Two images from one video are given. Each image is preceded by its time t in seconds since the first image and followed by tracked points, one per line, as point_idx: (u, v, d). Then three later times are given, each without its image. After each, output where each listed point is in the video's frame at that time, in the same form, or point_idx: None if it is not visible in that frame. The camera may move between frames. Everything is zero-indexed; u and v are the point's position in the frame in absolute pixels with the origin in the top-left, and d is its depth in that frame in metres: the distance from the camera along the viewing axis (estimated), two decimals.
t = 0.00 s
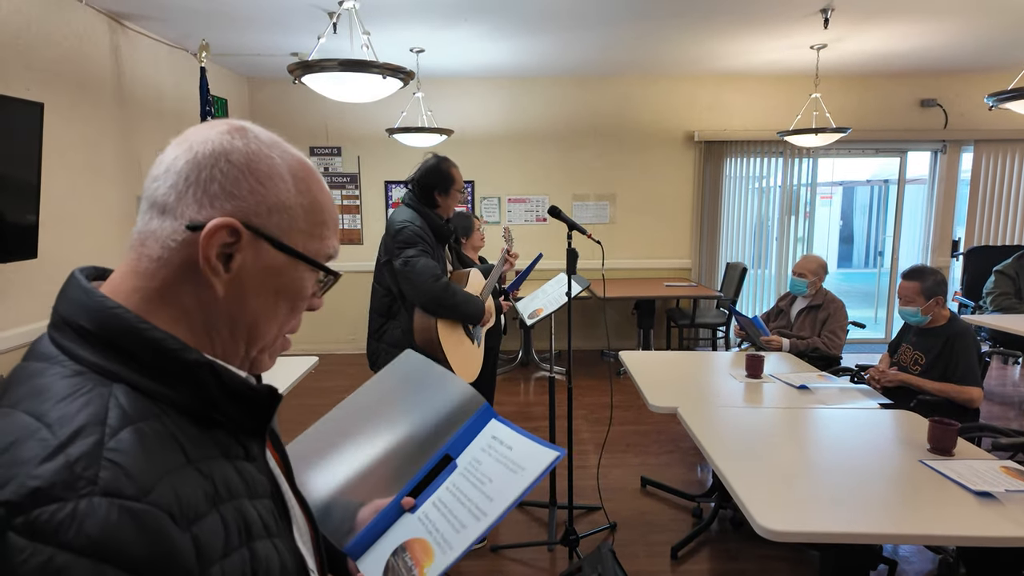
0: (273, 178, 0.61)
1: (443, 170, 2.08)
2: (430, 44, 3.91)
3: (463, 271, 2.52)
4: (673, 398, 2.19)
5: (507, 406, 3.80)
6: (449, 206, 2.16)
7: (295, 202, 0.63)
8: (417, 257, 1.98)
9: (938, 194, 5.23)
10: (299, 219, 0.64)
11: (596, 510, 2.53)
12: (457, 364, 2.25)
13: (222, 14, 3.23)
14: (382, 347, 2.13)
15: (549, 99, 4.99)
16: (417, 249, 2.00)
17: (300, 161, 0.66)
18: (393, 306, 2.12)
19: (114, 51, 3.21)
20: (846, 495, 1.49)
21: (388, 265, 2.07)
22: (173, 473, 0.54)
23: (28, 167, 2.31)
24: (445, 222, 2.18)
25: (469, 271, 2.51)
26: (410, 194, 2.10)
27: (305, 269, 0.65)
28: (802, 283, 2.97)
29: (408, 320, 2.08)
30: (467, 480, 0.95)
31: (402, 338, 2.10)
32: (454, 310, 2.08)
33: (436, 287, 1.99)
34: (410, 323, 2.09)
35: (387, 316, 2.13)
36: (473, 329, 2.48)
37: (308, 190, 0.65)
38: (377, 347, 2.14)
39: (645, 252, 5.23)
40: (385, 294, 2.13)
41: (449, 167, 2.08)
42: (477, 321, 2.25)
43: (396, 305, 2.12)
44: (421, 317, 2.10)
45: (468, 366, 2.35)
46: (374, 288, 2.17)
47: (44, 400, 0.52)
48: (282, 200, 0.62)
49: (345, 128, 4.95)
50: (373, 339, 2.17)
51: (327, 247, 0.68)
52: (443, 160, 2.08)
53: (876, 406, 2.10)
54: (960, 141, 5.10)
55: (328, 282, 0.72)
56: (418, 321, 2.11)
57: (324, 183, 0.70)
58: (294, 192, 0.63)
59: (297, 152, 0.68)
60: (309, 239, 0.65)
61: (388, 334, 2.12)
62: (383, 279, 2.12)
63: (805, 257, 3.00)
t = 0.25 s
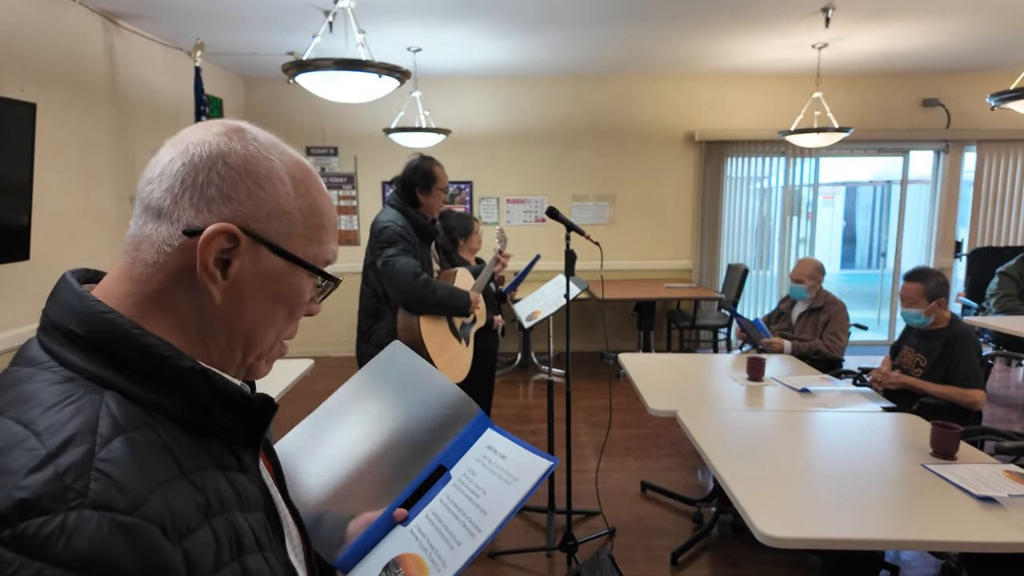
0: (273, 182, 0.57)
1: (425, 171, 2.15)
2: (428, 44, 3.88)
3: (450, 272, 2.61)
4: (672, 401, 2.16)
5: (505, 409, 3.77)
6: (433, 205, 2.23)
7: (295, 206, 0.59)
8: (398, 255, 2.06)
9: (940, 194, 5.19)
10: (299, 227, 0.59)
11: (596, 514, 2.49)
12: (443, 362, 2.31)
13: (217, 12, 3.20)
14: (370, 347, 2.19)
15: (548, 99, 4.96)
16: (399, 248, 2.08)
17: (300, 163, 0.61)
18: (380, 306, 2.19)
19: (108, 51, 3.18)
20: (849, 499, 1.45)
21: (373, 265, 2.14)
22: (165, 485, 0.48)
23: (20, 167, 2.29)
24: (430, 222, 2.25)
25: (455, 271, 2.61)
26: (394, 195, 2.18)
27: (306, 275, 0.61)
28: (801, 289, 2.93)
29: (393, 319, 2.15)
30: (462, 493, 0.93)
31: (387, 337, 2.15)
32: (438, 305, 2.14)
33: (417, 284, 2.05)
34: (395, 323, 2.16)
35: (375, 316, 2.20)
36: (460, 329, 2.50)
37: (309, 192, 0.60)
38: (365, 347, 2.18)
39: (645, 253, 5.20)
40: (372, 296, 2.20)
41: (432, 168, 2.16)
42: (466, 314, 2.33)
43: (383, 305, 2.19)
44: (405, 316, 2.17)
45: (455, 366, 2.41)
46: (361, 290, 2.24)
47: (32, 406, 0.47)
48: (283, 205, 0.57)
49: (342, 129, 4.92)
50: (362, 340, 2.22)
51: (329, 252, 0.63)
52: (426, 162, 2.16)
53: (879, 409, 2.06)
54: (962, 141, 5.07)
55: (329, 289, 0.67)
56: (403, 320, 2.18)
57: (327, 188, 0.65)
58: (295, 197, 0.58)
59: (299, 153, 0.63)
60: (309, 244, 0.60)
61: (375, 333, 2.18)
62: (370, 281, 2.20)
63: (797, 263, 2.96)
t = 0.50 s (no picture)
0: (292, 190, 0.56)
1: (412, 170, 2.15)
2: (428, 44, 3.87)
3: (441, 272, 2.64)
4: (672, 403, 2.15)
5: (505, 410, 3.76)
6: (422, 205, 2.23)
7: (314, 214, 0.58)
8: (387, 254, 2.07)
9: (940, 195, 5.19)
10: (316, 236, 0.58)
11: (595, 516, 2.49)
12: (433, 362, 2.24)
13: (216, 12, 3.19)
14: (359, 348, 2.20)
15: (547, 99, 4.96)
16: (386, 246, 2.09)
17: (321, 171, 0.60)
18: (370, 307, 2.19)
19: (106, 51, 3.18)
20: (849, 501, 1.45)
21: (363, 265, 2.17)
22: (164, 491, 0.47)
23: (18, 168, 2.28)
24: (419, 222, 2.25)
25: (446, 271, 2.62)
26: (382, 195, 2.18)
27: (320, 285, 0.59)
28: (800, 291, 2.93)
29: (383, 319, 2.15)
30: (467, 510, 0.91)
31: (377, 336, 2.17)
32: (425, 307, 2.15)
33: (404, 280, 2.07)
34: (384, 323, 2.16)
35: (365, 318, 2.21)
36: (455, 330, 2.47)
37: (327, 202, 0.59)
38: (357, 347, 2.21)
39: (644, 254, 5.19)
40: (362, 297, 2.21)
41: (419, 167, 2.16)
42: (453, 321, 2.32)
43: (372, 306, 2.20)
44: (395, 315, 2.15)
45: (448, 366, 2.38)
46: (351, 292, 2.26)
47: (32, 404, 0.46)
48: (301, 214, 0.56)
49: (341, 129, 4.91)
50: (352, 341, 2.23)
51: (344, 262, 0.62)
52: (414, 162, 2.16)
53: (880, 411, 2.05)
54: (962, 142, 5.06)
55: (341, 298, 0.66)
56: (392, 320, 2.16)
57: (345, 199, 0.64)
58: (314, 207, 0.58)
59: (320, 162, 0.62)
60: (324, 253, 0.59)
61: (365, 334, 2.19)
62: (360, 282, 2.21)
63: (798, 263, 2.95)
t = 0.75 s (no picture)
0: (297, 192, 0.55)
1: (404, 171, 2.15)
2: (427, 44, 3.87)
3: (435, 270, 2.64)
4: (673, 404, 2.14)
5: (504, 411, 3.75)
6: (413, 205, 2.22)
7: (317, 217, 0.57)
8: (376, 252, 2.10)
9: (940, 195, 5.18)
10: (320, 238, 0.57)
11: (594, 517, 2.48)
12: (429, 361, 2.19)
13: (215, 12, 3.18)
14: (354, 347, 2.21)
15: (547, 99, 4.95)
16: (376, 245, 2.12)
17: (327, 174, 0.60)
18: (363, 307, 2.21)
19: (104, 51, 3.17)
20: (850, 503, 1.44)
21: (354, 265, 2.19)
22: (156, 493, 0.46)
23: (16, 168, 2.27)
24: (412, 221, 2.25)
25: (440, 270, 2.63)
26: (374, 195, 2.19)
27: (323, 289, 0.59)
28: (800, 291, 2.93)
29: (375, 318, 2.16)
30: (467, 522, 0.89)
31: (371, 335, 2.18)
32: (416, 300, 2.13)
33: (394, 278, 2.08)
34: (378, 322, 2.17)
35: (359, 318, 2.22)
36: (450, 325, 2.46)
37: (332, 204, 0.58)
38: (352, 347, 2.22)
39: (644, 254, 5.19)
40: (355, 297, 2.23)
41: (410, 167, 2.15)
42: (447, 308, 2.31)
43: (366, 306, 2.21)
44: (388, 314, 2.15)
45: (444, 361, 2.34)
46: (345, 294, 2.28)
47: (26, 402, 0.45)
48: (305, 216, 0.56)
49: (340, 129, 4.91)
50: (348, 341, 2.24)
51: (347, 266, 0.61)
52: (406, 162, 2.16)
53: (880, 412, 2.04)
54: (962, 142, 5.06)
55: (343, 302, 0.65)
56: (386, 318, 2.15)
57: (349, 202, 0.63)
58: (318, 210, 0.57)
59: (326, 164, 0.62)
60: (327, 256, 0.58)
61: (359, 333, 2.20)
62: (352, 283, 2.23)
63: (799, 263, 2.95)
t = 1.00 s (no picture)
0: (284, 182, 0.55)
1: (404, 172, 2.16)
2: (426, 44, 3.86)
3: (434, 272, 2.64)
4: (672, 404, 2.13)
5: (503, 411, 3.74)
6: (413, 205, 2.22)
7: (305, 207, 0.56)
8: (378, 250, 2.07)
9: (939, 195, 5.18)
10: (309, 229, 0.56)
11: (593, 518, 2.47)
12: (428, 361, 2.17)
13: (213, 11, 3.17)
14: (352, 346, 2.20)
15: (546, 99, 4.94)
16: (379, 243, 2.09)
17: (314, 164, 0.59)
18: (363, 307, 2.20)
19: (102, 51, 3.16)
20: (850, 504, 1.43)
21: (355, 264, 2.18)
22: (143, 496, 0.45)
23: (13, 168, 2.27)
24: (411, 222, 2.25)
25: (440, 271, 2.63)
26: (375, 195, 2.19)
27: (315, 281, 0.58)
28: (800, 291, 2.91)
29: (375, 317, 2.15)
30: (470, 524, 0.88)
31: (370, 333, 2.16)
32: (418, 302, 2.11)
33: (395, 276, 2.06)
34: (377, 321, 2.15)
35: (359, 318, 2.22)
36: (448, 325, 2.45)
37: (321, 194, 0.58)
38: (350, 347, 2.21)
39: (643, 254, 5.18)
40: (355, 296, 2.22)
41: (411, 169, 2.16)
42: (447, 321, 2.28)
43: (366, 305, 2.20)
44: (388, 312, 2.13)
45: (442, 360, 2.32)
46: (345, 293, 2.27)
47: (9, 403, 0.45)
48: (293, 207, 0.55)
49: (339, 129, 4.90)
50: (346, 341, 2.23)
51: (340, 258, 0.61)
52: (405, 163, 2.17)
53: (879, 412, 2.04)
54: (962, 142, 5.05)
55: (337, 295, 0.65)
56: (385, 317, 2.13)
57: (338, 192, 0.62)
58: (306, 200, 0.56)
59: (312, 155, 0.61)
60: (318, 248, 0.58)
61: (358, 332, 2.19)
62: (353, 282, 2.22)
63: (798, 263, 2.94)
